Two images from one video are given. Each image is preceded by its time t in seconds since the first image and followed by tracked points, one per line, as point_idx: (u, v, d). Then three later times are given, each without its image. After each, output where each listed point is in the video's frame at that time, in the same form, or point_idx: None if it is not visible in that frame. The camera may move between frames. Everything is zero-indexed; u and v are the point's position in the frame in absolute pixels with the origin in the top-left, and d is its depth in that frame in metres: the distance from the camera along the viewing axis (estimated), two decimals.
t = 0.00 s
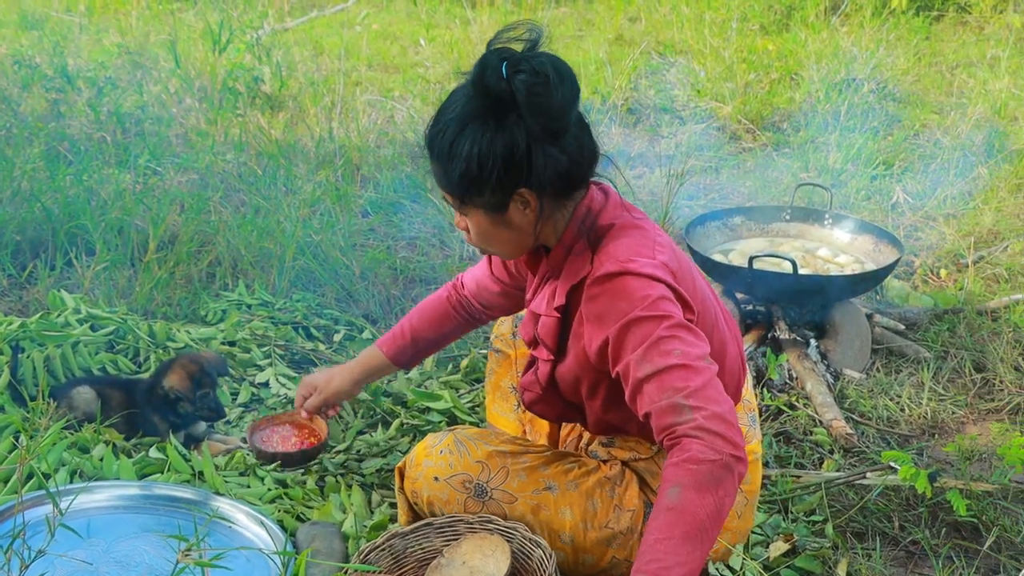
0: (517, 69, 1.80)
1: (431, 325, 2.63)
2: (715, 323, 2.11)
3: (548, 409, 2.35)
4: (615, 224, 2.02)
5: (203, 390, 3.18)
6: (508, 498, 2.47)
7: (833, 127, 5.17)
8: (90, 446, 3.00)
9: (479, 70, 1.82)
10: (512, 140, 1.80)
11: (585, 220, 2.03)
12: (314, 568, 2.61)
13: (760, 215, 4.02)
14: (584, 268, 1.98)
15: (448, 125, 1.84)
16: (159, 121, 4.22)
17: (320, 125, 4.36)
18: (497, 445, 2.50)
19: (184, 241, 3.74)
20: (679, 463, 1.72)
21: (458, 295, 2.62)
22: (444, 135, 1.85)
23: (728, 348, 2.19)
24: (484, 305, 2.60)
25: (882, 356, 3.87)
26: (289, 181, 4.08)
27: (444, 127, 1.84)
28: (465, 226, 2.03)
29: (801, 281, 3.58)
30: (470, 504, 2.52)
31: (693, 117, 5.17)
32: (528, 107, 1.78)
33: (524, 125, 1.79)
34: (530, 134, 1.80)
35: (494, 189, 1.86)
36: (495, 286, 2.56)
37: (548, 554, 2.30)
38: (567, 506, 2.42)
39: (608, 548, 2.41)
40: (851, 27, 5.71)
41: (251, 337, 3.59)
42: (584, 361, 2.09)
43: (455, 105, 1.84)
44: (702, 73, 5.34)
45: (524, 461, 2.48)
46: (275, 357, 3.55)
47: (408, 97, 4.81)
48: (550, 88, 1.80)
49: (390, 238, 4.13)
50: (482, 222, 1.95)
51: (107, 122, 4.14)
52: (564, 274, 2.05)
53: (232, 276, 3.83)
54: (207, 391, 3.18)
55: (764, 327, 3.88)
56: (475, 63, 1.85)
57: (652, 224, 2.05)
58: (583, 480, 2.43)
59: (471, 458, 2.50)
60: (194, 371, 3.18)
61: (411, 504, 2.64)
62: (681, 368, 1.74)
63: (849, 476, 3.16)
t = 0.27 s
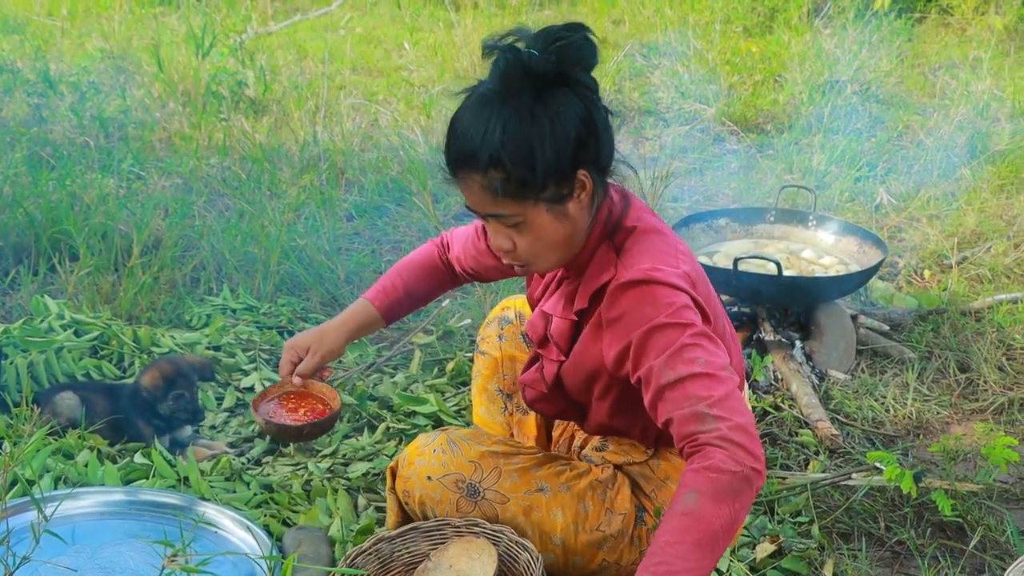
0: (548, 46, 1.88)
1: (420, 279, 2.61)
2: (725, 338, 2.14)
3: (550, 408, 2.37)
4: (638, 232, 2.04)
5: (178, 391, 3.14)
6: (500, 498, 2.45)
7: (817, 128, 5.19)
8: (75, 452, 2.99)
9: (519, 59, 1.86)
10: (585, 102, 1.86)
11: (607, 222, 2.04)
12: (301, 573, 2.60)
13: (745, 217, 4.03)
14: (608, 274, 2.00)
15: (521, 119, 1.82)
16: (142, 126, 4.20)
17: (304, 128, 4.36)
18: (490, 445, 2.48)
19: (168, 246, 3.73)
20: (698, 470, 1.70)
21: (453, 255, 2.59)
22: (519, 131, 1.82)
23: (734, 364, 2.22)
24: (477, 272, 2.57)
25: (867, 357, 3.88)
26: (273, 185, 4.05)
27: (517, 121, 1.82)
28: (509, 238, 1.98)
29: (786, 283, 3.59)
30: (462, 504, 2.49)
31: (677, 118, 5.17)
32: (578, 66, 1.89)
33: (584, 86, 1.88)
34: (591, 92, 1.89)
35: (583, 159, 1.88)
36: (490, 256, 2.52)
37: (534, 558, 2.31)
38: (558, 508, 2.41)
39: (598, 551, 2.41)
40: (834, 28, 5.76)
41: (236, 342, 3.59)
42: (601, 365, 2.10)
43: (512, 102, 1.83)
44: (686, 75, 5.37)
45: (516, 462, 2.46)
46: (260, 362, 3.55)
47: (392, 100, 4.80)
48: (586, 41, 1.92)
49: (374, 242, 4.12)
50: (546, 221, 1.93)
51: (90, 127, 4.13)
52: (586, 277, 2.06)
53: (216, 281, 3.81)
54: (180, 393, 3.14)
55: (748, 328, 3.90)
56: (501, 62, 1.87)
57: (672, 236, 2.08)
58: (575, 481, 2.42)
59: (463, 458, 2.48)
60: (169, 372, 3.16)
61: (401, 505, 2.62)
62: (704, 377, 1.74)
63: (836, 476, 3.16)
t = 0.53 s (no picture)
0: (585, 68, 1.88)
1: (396, 307, 2.55)
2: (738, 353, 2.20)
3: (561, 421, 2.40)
4: (661, 247, 2.07)
5: (149, 393, 3.07)
6: (490, 500, 2.44)
7: (799, 129, 5.21)
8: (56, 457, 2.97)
9: (553, 79, 1.84)
10: (615, 127, 1.84)
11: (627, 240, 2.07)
12: None
13: (728, 218, 4.04)
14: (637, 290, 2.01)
15: (547, 140, 1.79)
16: (124, 128, 4.18)
17: (286, 131, 4.35)
18: (480, 447, 2.47)
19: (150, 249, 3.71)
20: (738, 467, 1.72)
21: (422, 273, 2.58)
22: (545, 152, 1.79)
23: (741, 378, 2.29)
24: (451, 283, 2.56)
25: (850, 357, 3.90)
26: (255, 188, 4.04)
27: (543, 142, 1.79)
28: (527, 255, 1.97)
29: (768, 284, 3.60)
30: (451, 506, 2.48)
31: (660, 120, 5.18)
32: (613, 91, 1.88)
33: (617, 111, 1.87)
34: (623, 117, 1.88)
35: (607, 183, 1.86)
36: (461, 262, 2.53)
37: (519, 559, 2.29)
38: (547, 510, 2.41)
39: (586, 555, 2.42)
40: (816, 29, 5.78)
41: (219, 345, 3.56)
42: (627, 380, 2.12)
43: (541, 121, 1.80)
44: (668, 78, 5.31)
45: (507, 464, 2.46)
46: (243, 365, 3.53)
47: (375, 103, 4.80)
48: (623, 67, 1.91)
49: (357, 244, 4.11)
50: (566, 242, 1.93)
51: (71, 130, 4.10)
52: (610, 291, 2.10)
53: (199, 284, 3.79)
54: (152, 395, 3.07)
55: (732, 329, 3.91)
56: (535, 79, 1.86)
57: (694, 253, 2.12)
58: (564, 484, 2.43)
59: (453, 460, 2.45)
60: (142, 373, 3.09)
61: (388, 506, 2.59)
62: (749, 390, 1.76)
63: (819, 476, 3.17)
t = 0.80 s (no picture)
0: (590, 83, 1.84)
1: (371, 349, 2.43)
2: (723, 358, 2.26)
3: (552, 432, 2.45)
4: (653, 259, 2.10)
5: (121, 395, 3.04)
6: (470, 505, 2.45)
7: (778, 130, 5.24)
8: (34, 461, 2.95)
9: (557, 93, 1.81)
10: (617, 146, 1.82)
11: (619, 253, 2.07)
12: None
13: (708, 218, 4.05)
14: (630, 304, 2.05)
15: (550, 158, 1.75)
16: (102, 130, 4.16)
17: (266, 132, 4.34)
18: (459, 451, 2.46)
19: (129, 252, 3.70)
20: (713, 472, 1.80)
21: (388, 307, 2.49)
22: (547, 171, 1.76)
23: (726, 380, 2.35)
24: (422, 309, 2.50)
25: (829, 357, 3.92)
26: (235, 190, 4.03)
27: (545, 160, 1.75)
28: (520, 271, 1.94)
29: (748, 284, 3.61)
30: (432, 511, 2.48)
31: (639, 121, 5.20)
32: (617, 108, 1.85)
33: (619, 129, 1.85)
34: (623, 136, 1.86)
35: (605, 202, 1.85)
36: (429, 286, 2.48)
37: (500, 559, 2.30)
38: (527, 513, 2.42)
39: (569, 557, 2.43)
40: (795, 30, 5.81)
41: (199, 348, 3.55)
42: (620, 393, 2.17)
43: (543, 139, 1.76)
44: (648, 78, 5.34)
45: (486, 468, 2.46)
46: (223, 368, 3.52)
47: (354, 105, 4.79)
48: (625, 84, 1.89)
49: (337, 246, 4.10)
50: (563, 258, 1.91)
51: (48, 132, 4.07)
52: (602, 304, 2.10)
53: (178, 286, 3.78)
54: (125, 397, 3.04)
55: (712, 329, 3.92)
56: (537, 93, 1.82)
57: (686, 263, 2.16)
58: (544, 488, 2.44)
59: (432, 465, 2.45)
60: (115, 375, 3.05)
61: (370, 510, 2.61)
62: (736, 406, 1.82)
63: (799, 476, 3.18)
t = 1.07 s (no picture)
0: (564, 101, 1.84)
1: (354, 368, 2.42)
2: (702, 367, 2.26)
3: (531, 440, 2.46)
4: (630, 269, 2.10)
5: (93, 397, 3.05)
6: (449, 509, 2.45)
7: (757, 131, 5.26)
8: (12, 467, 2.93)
9: (531, 109, 1.80)
10: (591, 164, 1.82)
11: (594, 265, 2.07)
12: None
13: (687, 220, 4.07)
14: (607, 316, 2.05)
15: (521, 175, 1.75)
16: (79, 133, 4.13)
17: (245, 135, 4.33)
18: (437, 456, 2.48)
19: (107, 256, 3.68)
20: (691, 480, 1.82)
21: (367, 324, 2.47)
22: (518, 187, 1.75)
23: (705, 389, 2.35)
24: (402, 321, 2.49)
25: (809, 357, 3.93)
26: (214, 193, 4.02)
27: (516, 176, 1.75)
28: (491, 284, 1.94)
29: (727, 285, 3.62)
30: (410, 516, 2.47)
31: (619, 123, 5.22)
32: (592, 126, 1.84)
33: (594, 147, 1.84)
34: (598, 154, 1.85)
35: (577, 220, 1.84)
36: (406, 297, 2.48)
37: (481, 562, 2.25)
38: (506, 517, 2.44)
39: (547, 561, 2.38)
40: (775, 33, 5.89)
41: (178, 351, 3.54)
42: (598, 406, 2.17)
43: (515, 155, 1.76)
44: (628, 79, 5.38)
45: (464, 472, 2.46)
46: (203, 371, 3.51)
47: (334, 107, 4.79)
48: (603, 102, 1.88)
49: (317, 248, 4.10)
50: (534, 274, 1.90)
51: (25, 134, 4.05)
52: (579, 316, 2.10)
53: (157, 289, 3.76)
54: (97, 399, 3.05)
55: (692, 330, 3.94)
56: (512, 108, 1.81)
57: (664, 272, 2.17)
58: (523, 491, 2.45)
59: (410, 470, 2.45)
60: (86, 378, 3.07)
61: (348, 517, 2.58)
62: (713, 417, 1.84)
63: (779, 477, 3.20)
